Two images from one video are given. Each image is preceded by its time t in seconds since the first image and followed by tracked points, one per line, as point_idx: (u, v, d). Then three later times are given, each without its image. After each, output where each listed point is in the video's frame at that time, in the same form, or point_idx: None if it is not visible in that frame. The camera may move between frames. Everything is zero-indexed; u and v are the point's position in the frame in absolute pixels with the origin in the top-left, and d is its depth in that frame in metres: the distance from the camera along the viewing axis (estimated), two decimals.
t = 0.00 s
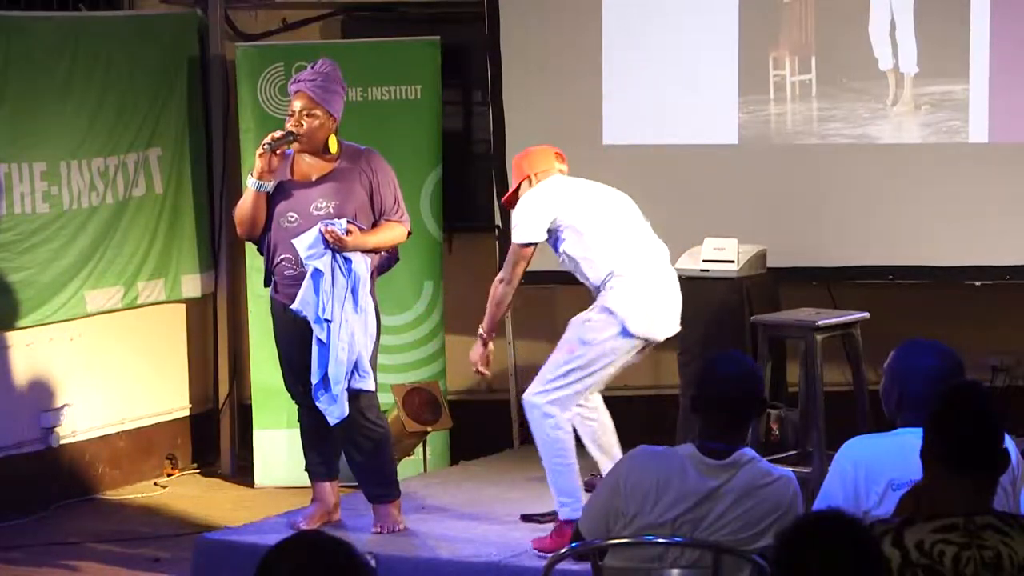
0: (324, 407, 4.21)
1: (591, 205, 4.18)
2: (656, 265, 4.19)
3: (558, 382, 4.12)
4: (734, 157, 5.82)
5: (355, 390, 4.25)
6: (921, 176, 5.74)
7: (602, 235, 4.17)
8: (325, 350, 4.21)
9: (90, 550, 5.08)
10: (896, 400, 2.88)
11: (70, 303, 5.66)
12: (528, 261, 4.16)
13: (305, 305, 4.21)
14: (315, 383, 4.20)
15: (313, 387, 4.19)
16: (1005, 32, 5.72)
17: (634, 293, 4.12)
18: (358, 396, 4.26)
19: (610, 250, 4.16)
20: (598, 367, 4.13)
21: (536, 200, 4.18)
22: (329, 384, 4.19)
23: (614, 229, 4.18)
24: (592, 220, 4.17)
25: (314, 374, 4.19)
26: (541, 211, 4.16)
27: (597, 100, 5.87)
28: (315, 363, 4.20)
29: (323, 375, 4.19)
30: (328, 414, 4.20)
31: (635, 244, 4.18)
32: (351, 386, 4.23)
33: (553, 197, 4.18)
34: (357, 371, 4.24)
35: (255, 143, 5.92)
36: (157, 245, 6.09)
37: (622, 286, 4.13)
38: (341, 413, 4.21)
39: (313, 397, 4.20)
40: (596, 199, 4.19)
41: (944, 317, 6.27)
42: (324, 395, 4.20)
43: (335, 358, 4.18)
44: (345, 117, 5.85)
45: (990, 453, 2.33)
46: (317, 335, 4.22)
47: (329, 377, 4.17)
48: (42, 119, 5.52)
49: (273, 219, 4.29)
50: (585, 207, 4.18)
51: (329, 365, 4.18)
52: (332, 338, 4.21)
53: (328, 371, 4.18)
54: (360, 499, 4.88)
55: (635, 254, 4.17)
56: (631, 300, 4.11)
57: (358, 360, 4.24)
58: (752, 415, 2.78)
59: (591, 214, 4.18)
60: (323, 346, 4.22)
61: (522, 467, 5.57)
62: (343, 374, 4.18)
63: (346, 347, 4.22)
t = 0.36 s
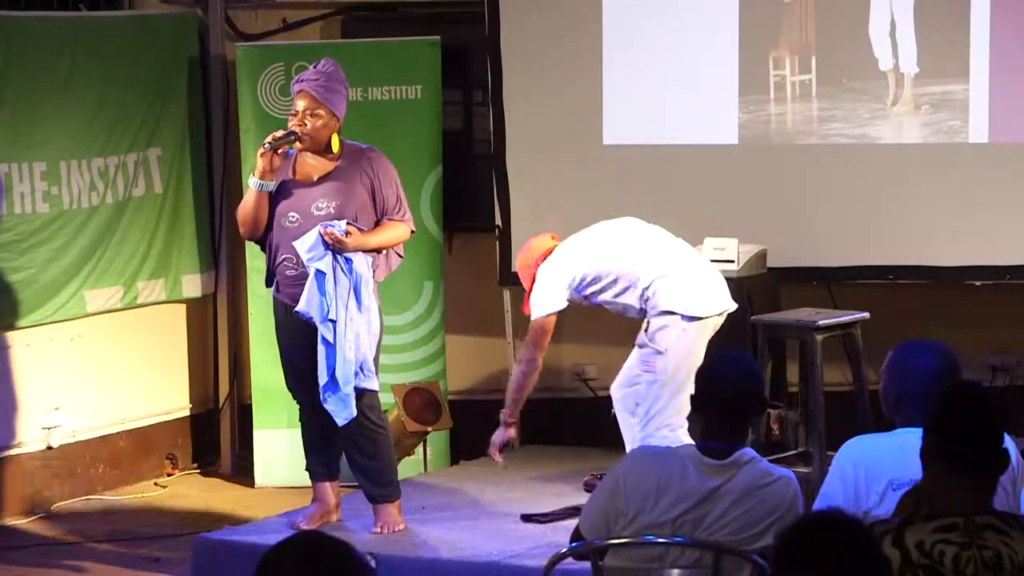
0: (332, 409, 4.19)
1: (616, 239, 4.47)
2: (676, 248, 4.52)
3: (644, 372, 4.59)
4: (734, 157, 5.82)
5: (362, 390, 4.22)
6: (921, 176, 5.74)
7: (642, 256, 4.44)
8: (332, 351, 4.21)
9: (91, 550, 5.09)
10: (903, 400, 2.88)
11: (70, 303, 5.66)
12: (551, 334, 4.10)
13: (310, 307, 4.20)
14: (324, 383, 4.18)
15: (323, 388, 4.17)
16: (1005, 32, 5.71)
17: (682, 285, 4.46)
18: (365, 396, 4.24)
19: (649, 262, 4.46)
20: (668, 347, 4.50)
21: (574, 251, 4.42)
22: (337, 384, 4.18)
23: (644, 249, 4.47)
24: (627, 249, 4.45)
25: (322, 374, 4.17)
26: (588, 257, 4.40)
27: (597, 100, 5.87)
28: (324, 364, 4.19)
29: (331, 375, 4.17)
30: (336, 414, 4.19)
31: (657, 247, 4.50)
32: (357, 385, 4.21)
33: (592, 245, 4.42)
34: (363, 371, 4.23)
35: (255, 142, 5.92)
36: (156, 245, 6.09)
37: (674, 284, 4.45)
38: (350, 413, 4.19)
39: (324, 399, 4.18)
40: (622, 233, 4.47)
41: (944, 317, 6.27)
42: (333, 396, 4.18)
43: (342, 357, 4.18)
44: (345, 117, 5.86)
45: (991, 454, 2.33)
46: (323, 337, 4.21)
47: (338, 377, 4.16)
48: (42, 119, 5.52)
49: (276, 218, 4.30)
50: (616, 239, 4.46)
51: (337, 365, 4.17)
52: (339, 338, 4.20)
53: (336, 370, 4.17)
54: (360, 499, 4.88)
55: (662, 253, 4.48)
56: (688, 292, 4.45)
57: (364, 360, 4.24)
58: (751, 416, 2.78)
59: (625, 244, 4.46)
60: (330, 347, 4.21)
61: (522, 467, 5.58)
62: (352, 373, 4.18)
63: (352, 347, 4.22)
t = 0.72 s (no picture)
0: (330, 408, 4.20)
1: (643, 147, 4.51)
2: (697, 239, 4.51)
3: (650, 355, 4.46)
4: (734, 157, 5.83)
5: (361, 390, 4.23)
6: (921, 177, 5.74)
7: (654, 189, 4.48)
8: (330, 351, 4.21)
9: (91, 550, 5.09)
10: (903, 399, 2.89)
11: (70, 303, 5.66)
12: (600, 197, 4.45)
13: (309, 306, 4.21)
14: (321, 383, 4.19)
15: (320, 387, 4.19)
16: (1005, 32, 5.71)
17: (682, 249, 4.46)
18: (364, 396, 4.24)
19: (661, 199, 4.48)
20: (670, 325, 4.42)
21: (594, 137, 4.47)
22: (335, 384, 4.19)
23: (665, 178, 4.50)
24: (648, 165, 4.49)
25: (320, 374, 4.18)
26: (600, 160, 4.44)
27: (597, 100, 5.87)
28: (321, 363, 4.20)
29: (329, 375, 4.18)
30: (333, 414, 4.20)
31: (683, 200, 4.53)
32: (356, 386, 4.21)
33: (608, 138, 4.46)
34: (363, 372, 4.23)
35: (254, 143, 5.92)
36: (156, 245, 6.09)
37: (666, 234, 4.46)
38: (348, 413, 4.20)
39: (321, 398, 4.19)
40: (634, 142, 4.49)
41: (944, 317, 6.27)
42: (330, 396, 4.19)
43: (340, 358, 4.19)
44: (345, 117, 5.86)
45: (991, 453, 2.33)
46: (322, 337, 4.21)
47: (335, 377, 4.17)
48: (42, 119, 5.52)
49: (276, 218, 4.31)
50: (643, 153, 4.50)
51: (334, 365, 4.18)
52: (338, 339, 4.20)
53: (334, 370, 4.18)
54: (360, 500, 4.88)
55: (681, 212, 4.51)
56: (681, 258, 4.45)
57: (363, 360, 4.24)
58: (751, 417, 2.80)
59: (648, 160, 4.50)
60: (328, 347, 4.21)
61: (522, 467, 5.58)
62: (350, 374, 4.19)
63: (352, 347, 4.22)
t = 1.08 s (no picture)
0: (328, 408, 4.21)
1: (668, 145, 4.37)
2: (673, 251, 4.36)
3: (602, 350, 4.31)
4: (734, 157, 5.83)
5: (360, 390, 4.24)
6: (922, 176, 5.74)
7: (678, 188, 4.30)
8: (330, 351, 4.22)
9: (91, 550, 5.09)
10: (905, 399, 2.89)
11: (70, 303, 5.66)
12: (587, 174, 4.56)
13: (308, 306, 4.22)
14: (320, 383, 4.20)
15: (319, 387, 4.20)
16: (1005, 32, 5.72)
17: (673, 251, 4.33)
18: (363, 397, 4.24)
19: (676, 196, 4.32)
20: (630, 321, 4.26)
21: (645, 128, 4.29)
22: (334, 384, 4.20)
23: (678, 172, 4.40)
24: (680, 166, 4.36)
25: (319, 374, 4.20)
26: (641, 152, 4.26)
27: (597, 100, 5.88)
28: (320, 363, 4.21)
29: (328, 375, 4.20)
30: (332, 414, 4.21)
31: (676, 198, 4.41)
32: (355, 386, 4.22)
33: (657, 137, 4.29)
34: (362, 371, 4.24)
35: (254, 143, 5.92)
36: (156, 245, 6.09)
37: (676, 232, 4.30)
38: (347, 413, 4.21)
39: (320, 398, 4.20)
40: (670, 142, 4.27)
41: (944, 318, 6.27)
42: (328, 396, 4.20)
43: (339, 358, 4.20)
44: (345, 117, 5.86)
45: (993, 453, 2.33)
46: (321, 336, 4.22)
47: (334, 377, 4.18)
48: (42, 118, 5.52)
49: (275, 219, 4.29)
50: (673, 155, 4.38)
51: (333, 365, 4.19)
52: (337, 338, 4.21)
53: (333, 370, 4.19)
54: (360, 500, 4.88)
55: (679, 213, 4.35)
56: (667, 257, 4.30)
57: (362, 360, 4.25)
58: (751, 416, 2.80)
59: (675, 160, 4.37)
60: (327, 347, 4.22)
61: (522, 467, 5.58)
62: (349, 374, 4.20)
63: (351, 347, 4.23)
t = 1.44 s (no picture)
0: (327, 407, 4.22)
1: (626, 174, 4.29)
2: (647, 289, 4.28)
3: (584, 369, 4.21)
4: (734, 157, 5.83)
5: (360, 389, 4.24)
6: (922, 176, 5.74)
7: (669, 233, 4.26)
8: (329, 350, 4.23)
9: (91, 549, 5.09)
10: (905, 397, 2.88)
11: (70, 303, 5.66)
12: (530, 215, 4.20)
13: (308, 305, 4.22)
14: (320, 382, 4.21)
15: (319, 386, 4.20)
16: (1005, 32, 5.72)
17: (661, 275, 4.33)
18: (362, 396, 4.25)
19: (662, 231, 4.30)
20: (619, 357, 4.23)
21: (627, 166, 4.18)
22: (333, 383, 4.20)
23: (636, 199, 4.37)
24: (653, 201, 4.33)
25: (319, 373, 4.20)
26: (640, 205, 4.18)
27: (597, 100, 5.87)
28: (320, 363, 4.22)
29: (328, 375, 4.20)
30: (332, 413, 4.21)
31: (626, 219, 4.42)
32: (355, 385, 4.23)
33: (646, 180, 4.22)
34: (361, 370, 4.25)
35: (254, 143, 5.92)
36: (157, 245, 6.09)
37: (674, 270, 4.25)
38: (347, 413, 4.21)
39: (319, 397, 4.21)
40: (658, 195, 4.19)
41: (944, 318, 6.27)
42: (328, 395, 4.21)
43: (339, 357, 4.20)
44: (344, 117, 5.85)
45: (994, 453, 2.33)
46: (321, 335, 4.23)
47: (334, 376, 4.19)
48: (42, 118, 5.52)
49: (274, 218, 4.29)
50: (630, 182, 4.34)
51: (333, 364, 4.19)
52: (337, 337, 4.22)
53: (333, 370, 4.19)
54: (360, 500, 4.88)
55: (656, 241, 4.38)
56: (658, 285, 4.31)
57: (362, 359, 4.26)
58: (752, 416, 2.79)
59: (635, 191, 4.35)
60: (326, 346, 4.23)
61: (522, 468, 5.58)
62: (348, 373, 4.20)
63: (350, 346, 4.24)
